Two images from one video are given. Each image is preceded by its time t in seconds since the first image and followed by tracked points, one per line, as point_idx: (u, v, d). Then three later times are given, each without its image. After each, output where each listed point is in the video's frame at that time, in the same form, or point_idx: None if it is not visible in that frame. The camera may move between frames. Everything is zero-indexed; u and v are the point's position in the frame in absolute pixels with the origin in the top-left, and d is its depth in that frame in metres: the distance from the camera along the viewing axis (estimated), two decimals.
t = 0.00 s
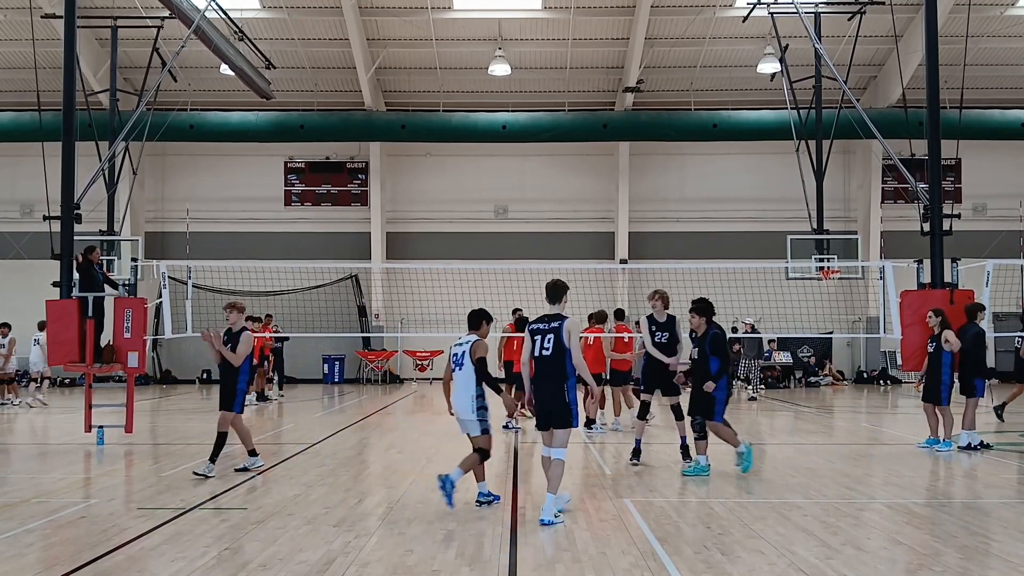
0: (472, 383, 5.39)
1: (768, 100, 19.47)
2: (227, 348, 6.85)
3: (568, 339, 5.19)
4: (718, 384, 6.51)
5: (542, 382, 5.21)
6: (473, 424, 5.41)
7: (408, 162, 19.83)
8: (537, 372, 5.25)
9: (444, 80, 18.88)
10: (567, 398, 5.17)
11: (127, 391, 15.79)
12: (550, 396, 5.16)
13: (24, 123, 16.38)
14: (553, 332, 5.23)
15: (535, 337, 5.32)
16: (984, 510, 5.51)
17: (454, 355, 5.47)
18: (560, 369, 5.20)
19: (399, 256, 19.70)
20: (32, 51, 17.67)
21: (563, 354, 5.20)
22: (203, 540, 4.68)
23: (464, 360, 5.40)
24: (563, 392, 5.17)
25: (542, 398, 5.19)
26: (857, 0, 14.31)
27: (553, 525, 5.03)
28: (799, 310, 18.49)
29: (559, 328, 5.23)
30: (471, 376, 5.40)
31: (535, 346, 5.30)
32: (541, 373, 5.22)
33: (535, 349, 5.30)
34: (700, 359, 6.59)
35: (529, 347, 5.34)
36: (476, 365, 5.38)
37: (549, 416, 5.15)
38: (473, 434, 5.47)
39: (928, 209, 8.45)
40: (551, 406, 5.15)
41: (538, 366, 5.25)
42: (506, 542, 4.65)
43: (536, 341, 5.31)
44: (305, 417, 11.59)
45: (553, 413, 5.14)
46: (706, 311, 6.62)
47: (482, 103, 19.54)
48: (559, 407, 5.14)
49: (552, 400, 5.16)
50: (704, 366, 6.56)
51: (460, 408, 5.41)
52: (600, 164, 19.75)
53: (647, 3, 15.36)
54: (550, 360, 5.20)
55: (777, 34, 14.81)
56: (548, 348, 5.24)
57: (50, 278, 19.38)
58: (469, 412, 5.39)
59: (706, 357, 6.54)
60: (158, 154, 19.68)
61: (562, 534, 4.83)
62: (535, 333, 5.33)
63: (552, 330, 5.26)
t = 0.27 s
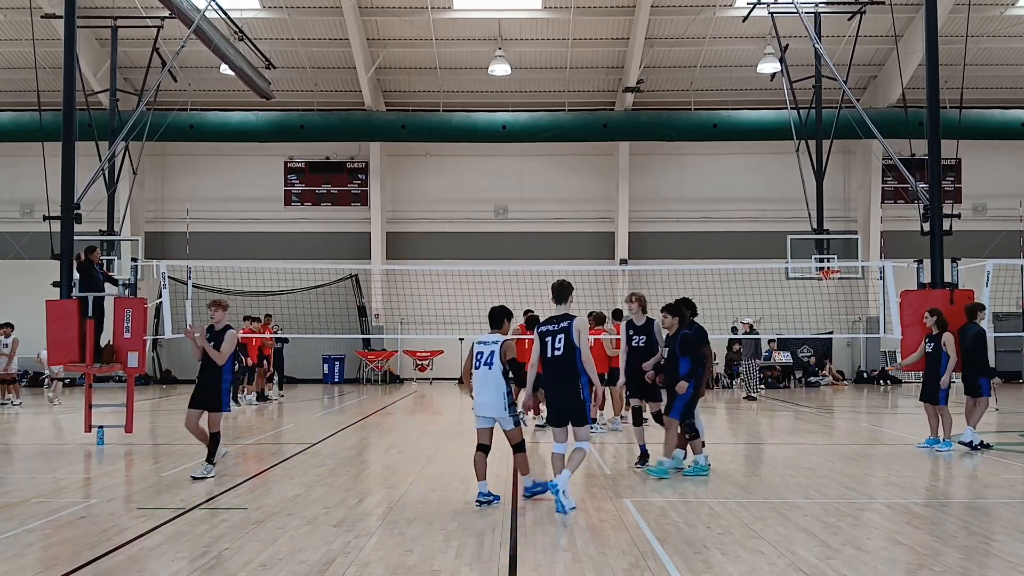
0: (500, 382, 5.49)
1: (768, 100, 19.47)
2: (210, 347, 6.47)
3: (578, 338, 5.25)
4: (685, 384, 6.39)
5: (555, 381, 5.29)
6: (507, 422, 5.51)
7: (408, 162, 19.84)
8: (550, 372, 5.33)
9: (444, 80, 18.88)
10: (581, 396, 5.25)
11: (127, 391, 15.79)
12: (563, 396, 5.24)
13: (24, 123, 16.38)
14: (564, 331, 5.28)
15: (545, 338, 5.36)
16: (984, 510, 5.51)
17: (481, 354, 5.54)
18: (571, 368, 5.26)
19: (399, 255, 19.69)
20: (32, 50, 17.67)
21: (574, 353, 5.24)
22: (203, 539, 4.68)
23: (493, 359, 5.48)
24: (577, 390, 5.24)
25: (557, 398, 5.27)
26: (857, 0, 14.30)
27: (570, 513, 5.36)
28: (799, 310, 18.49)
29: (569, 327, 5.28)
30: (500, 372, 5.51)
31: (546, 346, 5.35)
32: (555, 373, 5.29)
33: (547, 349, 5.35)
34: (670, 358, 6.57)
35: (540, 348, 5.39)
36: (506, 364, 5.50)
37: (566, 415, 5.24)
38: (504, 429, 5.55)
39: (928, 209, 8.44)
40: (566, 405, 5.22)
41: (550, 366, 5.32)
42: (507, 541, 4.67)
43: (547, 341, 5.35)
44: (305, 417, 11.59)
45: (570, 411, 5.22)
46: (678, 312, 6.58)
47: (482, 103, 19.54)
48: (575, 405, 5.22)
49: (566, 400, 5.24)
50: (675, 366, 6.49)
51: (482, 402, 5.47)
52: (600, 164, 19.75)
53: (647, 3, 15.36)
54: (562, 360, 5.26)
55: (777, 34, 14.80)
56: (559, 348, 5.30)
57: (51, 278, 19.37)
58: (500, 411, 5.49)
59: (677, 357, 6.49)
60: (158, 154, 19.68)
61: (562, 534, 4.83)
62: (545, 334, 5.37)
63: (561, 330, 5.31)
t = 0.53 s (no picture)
0: (527, 386, 5.56)
1: (768, 100, 19.46)
2: (196, 348, 6.25)
3: (590, 338, 5.29)
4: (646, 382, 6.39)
5: (568, 380, 5.33)
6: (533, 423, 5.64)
7: (408, 162, 19.84)
8: (562, 370, 5.36)
9: (445, 80, 18.88)
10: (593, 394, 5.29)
11: (127, 391, 15.79)
12: (577, 394, 5.29)
13: (24, 123, 16.38)
14: (578, 331, 5.32)
15: (558, 336, 5.39)
16: (984, 510, 5.52)
17: (507, 356, 5.57)
18: (584, 367, 5.32)
19: (399, 255, 19.70)
20: (32, 51, 17.67)
21: (588, 352, 5.30)
22: (203, 540, 4.68)
23: (523, 363, 5.51)
24: (590, 389, 5.29)
25: (570, 396, 5.30)
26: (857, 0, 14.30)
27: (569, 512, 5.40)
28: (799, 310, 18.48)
29: (583, 327, 5.32)
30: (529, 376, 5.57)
31: (559, 345, 5.37)
32: (567, 372, 5.33)
33: (559, 347, 5.38)
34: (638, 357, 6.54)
35: (553, 346, 5.41)
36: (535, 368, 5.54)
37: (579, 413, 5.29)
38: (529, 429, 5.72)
39: (928, 209, 8.44)
40: (580, 403, 5.27)
41: (562, 365, 5.35)
42: (507, 541, 4.67)
43: (559, 340, 5.38)
44: (305, 417, 11.59)
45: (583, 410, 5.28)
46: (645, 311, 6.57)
47: (482, 103, 19.54)
48: (588, 404, 5.27)
49: (578, 398, 5.28)
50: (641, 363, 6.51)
51: (509, 405, 5.60)
52: (600, 164, 19.75)
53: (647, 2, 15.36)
54: (575, 359, 5.31)
55: (777, 34, 14.81)
56: (572, 347, 5.34)
57: (51, 278, 19.38)
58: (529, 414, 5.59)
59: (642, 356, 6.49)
60: (158, 154, 19.68)
61: (562, 534, 4.82)
62: (559, 332, 5.39)
63: (574, 329, 5.34)
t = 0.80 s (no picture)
0: (542, 379, 5.99)
1: (768, 100, 19.46)
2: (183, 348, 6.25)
3: (608, 342, 5.40)
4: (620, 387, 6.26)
5: (586, 381, 5.45)
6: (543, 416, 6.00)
7: (408, 162, 19.84)
8: (580, 372, 5.49)
9: (445, 80, 18.88)
10: (611, 397, 5.40)
11: (127, 391, 15.79)
12: (594, 395, 5.40)
13: (23, 123, 16.38)
14: (596, 334, 5.45)
15: (578, 338, 5.54)
16: (984, 510, 5.52)
17: (523, 352, 6.01)
18: (602, 369, 5.42)
19: (399, 255, 19.70)
20: (32, 51, 17.67)
21: (606, 355, 5.41)
22: (203, 540, 4.68)
23: (538, 358, 5.95)
24: (606, 390, 5.39)
25: (587, 397, 5.43)
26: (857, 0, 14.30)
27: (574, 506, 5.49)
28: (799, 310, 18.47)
29: (601, 331, 5.45)
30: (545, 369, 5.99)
31: (578, 346, 5.52)
32: (585, 373, 5.48)
33: (579, 349, 5.53)
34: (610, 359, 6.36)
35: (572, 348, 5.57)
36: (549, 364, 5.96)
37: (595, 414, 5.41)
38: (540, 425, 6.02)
39: (928, 209, 8.44)
40: (595, 404, 5.40)
41: (581, 366, 5.49)
42: (507, 542, 4.67)
43: (579, 341, 5.53)
44: (305, 417, 11.60)
45: (598, 410, 5.40)
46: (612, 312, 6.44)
47: (482, 103, 19.53)
48: (603, 405, 5.38)
49: (595, 399, 5.40)
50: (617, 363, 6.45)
51: (522, 398, 6.04)
52: (600, 164, 19.74)
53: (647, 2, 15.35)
54: (591, 360, 5.44)
55: (777, 34, 14.81)
56: (591, 349, 5.47)
57: (50, 278, 19.37)
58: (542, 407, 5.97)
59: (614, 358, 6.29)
60: (158, 154, 19.67)
61: (561, 534, 4.82)
62: (578, 334, 5.56)
63: (592, 331, 5.47)
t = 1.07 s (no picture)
0: (547, 378, 5.99)
1: (768, 100, 19.46)
2: (175, 348, 6.06)
3: (625, 338, 5.48)
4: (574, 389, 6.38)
5: (598, 377, 5.49)
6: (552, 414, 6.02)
7: (408, 162, 19.84)
8: (594, 368, 5.54)
9: (445, 80, 18.88)
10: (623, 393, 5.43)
11: (127, 391, 15.79)
12: (605, 391, 5.43)
13: (23, 123, 16.38)
14: (610, 330, 5.51)
15: (593, 334, 5.61)
16: (984, 510, 5.52)
17: (530, 352, 6.08)
18: (615, 365, 5.46)
19: (399, 255, 19.70)
20: (32, 51, 17.67)
21: (619, 351, 5.46)
22: (203, 540, 4.68)
23: (543, 357, 6.00)
24: (617, 386, 5.42)
25: (600, 393, 5.47)
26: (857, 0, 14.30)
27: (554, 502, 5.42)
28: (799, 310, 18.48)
29: (615, 327, 5.51)
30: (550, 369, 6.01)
31: (593, 343, 5.58)
32: (598, 369, 5.51)
33: (593, 345, 5.59)
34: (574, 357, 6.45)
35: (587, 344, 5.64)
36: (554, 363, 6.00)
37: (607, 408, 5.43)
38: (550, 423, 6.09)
39: (928, 209, 8.44)
40: (608, 399, 5.42)
41: (594, 362, 5.53)
42: (507, 542, 4.67)
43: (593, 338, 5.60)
44: (305, 417, 11.60)
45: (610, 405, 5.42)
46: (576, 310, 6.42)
47: (482, 102, 19.53)
48: (616, 401, 5.41)
49: (607, 395, 5.42)
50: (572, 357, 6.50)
51: (528, 396, 6.02)
52: (600, 164, 19.74)
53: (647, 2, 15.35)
54: (606, 356, 5.47)
55: (777, 34, 14.81)
56: (605, 345, 5.52)
57: (50, 278, 19.37)
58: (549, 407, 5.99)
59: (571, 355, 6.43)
60: (158, 154, 19.67)
61: (561, 534, 4.82)
62: (593, 330, 5.62)
63: (608, 328, 5.53)
